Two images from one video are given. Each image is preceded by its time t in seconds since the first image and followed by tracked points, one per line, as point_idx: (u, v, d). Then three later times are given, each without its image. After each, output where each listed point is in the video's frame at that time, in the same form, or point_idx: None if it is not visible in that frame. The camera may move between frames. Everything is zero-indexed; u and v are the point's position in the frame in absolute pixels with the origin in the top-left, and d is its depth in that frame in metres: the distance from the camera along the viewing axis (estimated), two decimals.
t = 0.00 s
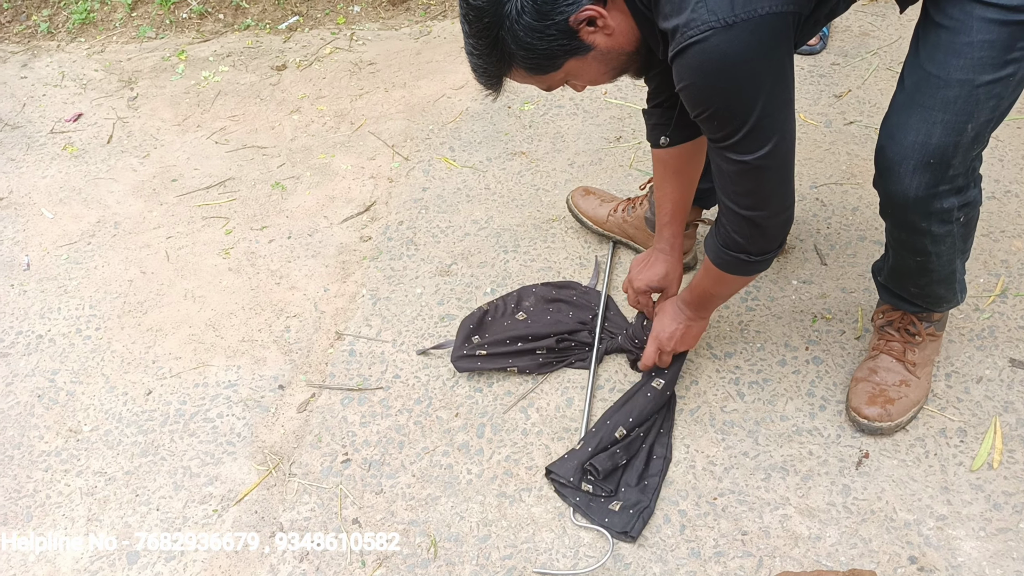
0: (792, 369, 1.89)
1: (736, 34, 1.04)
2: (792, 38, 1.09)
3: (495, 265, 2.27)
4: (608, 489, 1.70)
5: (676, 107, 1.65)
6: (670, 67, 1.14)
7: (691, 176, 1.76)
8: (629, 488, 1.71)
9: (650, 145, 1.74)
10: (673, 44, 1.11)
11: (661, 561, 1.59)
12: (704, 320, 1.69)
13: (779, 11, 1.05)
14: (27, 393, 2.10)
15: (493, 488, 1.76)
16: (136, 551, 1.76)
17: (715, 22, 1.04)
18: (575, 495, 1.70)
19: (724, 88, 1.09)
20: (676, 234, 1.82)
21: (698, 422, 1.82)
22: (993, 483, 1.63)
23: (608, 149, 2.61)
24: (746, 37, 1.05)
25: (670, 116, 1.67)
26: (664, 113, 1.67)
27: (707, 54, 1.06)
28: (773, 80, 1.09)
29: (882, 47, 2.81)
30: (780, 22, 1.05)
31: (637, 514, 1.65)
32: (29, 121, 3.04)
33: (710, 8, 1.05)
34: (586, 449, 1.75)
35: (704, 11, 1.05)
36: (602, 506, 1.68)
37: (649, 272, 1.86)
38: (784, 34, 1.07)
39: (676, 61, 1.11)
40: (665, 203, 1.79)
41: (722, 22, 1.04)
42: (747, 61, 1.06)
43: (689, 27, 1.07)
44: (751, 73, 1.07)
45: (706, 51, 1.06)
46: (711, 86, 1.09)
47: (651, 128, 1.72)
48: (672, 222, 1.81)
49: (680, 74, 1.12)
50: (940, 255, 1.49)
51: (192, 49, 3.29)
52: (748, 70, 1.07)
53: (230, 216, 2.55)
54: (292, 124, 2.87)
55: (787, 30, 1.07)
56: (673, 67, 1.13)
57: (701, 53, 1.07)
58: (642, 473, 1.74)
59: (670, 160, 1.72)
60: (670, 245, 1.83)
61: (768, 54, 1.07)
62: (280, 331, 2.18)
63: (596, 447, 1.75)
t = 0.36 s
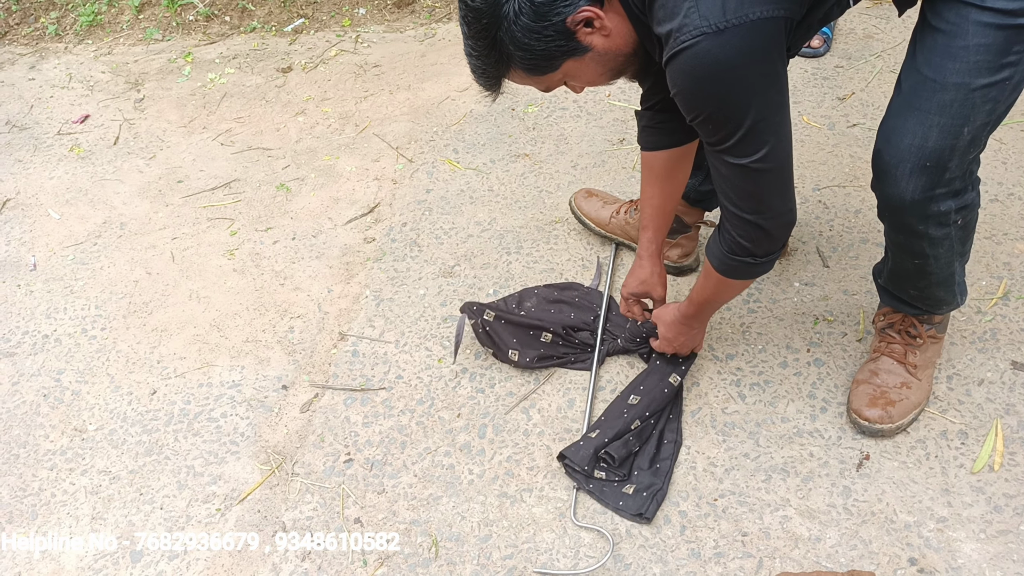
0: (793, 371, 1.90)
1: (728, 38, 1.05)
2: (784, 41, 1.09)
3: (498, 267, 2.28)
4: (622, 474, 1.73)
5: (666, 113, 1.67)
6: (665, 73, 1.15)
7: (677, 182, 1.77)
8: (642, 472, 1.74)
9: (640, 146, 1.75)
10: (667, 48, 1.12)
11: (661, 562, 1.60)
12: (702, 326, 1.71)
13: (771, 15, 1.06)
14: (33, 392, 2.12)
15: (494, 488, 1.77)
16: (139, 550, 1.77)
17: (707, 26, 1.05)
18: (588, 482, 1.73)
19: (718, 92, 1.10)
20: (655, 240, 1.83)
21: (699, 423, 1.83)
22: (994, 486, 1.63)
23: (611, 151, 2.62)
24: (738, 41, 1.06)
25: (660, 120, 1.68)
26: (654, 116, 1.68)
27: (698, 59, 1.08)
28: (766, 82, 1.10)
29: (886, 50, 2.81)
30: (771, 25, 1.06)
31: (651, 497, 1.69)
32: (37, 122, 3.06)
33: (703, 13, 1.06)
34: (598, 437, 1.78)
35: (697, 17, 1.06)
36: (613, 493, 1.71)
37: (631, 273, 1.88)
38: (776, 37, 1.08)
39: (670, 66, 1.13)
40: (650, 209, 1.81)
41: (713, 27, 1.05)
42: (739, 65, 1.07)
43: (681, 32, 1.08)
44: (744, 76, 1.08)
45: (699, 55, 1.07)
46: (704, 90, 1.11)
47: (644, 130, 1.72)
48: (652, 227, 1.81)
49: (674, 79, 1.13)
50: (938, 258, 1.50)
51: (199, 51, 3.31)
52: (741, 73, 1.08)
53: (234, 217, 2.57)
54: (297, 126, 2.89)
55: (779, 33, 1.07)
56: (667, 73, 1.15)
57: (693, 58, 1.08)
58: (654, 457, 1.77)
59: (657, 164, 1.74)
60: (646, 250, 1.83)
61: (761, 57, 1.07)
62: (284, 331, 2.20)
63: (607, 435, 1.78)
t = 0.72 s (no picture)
0: (779, 377, 1.90)
1: (701, 43, 1.06)
2: (758, 47, 1.10)
3: (485, 273, 2.28)
4: (618, 472, 1.75)
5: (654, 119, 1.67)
6: (640, 76, 1.16)
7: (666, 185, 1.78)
8: (637, 467, 1.76)
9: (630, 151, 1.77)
10: (642, 53, 1.13)
11: (646, 568, 1.60)
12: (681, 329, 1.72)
13: (745, 21, 1.07)
14: (18, 401, 2.11)
15: (480, 496, 1.77)
16: (124, 559, 1.76)
17: (682, 31, 1.06)
18: (585, 484, 1.74)
19: (692, 96, 1.11)
20: (646, 242, 1.85)
21: (684, 429, 1.83)
22: (977, 490, 1.63)
23: (599, 158, 2.62)
24: (712, 46, 1.07)
25: (648, 126, 1.69)
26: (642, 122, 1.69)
27: (673, 63, 1.08)
28: (740, 88, 1.11)
29: (872, 57, 2.83)
30: (745, 31, 1.07)
31: (650, 489, 1.71)
32: (24, 130, 3.06)
33: (677, 18, 1.07)
34: (589, 439, 1.80)
35: (671, 21, 1.07)
36: (610, 493, 1.72)
37: (620, 270, 1.92)
38: (750, 43, 1.09)
39: (644, 70, 1.13)
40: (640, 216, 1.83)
41: (688, 31, 1.06)
42: (714, 70, 1.08)
43: (656, 37, 1.09)
44: (718, 81, 1.09)
45: (673, 59, 1.08)
46: (679, 94, 1.11)
47: (632, 136, 1.73)
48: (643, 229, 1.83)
49: (648, 83, 1.14)
50: (918, 264, 1.51)
51: (188, 58, 3.31)
52: (714, 77, 1.09)
53: (222, 224, 2.57)
54: (286, 133, 2.89)
55: (752, 39, 1.08)
56: (642, 76, 1.15)
57: (667, 62, 1.09)
58: (647, 450, 1.79)
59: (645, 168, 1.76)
60: (636, 252, 1.86)
61: (735, 62, 1.08)
62: (271, 339, 2.19)
63: (597, 437, 1.81)
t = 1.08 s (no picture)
0: (775, 380, 1.90)
1: (694, 53, 1.07)
2: (750, 52, 1.11)
3: (480, 280, 2.28)
4: (624, 445, 1.81)
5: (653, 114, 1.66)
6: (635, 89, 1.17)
7: (666, 180, 1.76)
8: (643, 440, 1.82)
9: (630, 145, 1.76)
10: (637, 65, 1.13)
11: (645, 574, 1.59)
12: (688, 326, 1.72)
13: (735, 29, 1.07)
14: (13, 414, 2.10)
15: (478, 503, 1.76)
16: (121, 572, 1.75)
17: (674, 43, 1.07)
18: (592, 457, 1.80)
19: (688, 106, 1.12)
20: (646, 237, 1.83)
21: (682, 433, 1.83)
22: (975, 491, 1.63)
23: (593, 163, 2.63)
24: (704, 55, 1.07)
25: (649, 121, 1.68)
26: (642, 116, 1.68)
27: (667, 75, 1.09)
28: (735, 94, 1.12)
29: (863, 58, 2.83)
30: (736, 38, 1.08)
31: (656, 461, 1.76)
32: (17, 141, 3.05)
33: (668, 28, 1.07)
34: (597, 412, 1.86)
35: (663, 33, 1.07)
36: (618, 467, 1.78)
37: (622, 269, 1.88)
38: (741, 49, 1.09)
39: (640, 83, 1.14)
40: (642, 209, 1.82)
41: (680, 43, 1.06)
42: (708, 78, 1.08)
43: (648, 50, 1.09)
44: (712, 89, 1.10)
45: (666, 71, 1.09)
46: (676, 104, 1.12)
47: (632, 131, 1.73)
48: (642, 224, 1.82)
49: (645, 96, 1.15)
50: (911, 266, 1.52)
51: (180, 68, 3.31)
52: (709, 86, 1.09)
53: (216, 234, 2.56)
54: (279, 141, 2.89)
55: (743, 45, 1.09)
56: (637, 89, 1.16)
57: (661, 75, 1.09)
58: (652, 424, 1.85)
59: (645, 162, 1.74)
60: (636, 247, 1.83)
61: (728, 69, 1.09)
62: (267, 348, 2.18)
63: (604, 411, 1.86)
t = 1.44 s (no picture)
0: (778, 383, 1.89)
1: (697, 58, 1.06)
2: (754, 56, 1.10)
3: (481, 284, 2.27)
4: (627, 451, 1.79)
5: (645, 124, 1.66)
6: (637, 92, 1.16)
7: (660, 193, 1.77)
8: (646, 444, 1.81)
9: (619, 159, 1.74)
10: (640, 69, 1.13)
11: None
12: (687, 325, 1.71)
13: (739, 33, 1.06)
14: (12, 423, 2.09)
15: (480, 510, 1.75)
16: None
17: (677, 48, 1.06)
18: (596, 465, 1.78)
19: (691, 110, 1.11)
20: (636, 249, 1.82)
21: (684, 438, 1.82)
22: (980, 494, 1.62)
23: (592, 166, 2.62)
24: (708, 60, 1.06)
25: (639, 133, 1.68)
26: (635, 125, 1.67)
27: (670, 79, 1.08)
28: (738, 98, 1.11)
29: (863, 60, 2.83)
30: (740, 43, 1.07)
31: (661, 465, 1.76)
32: (15, 148, 3.04)
33: (671, 34, 1.06)
34: (597, 421, 1.82)
35: (666, 38, 1.07)
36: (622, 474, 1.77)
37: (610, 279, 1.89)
38: (745, 53, 1.08)
39: (642, 87, 1.13)
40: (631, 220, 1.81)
41: (684, 48, 1.06)
42: (711, 83, 1.08)
43: (651, 54, 1.09)
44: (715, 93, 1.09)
45: (669, 76, 1.08)
46: (678, 108, 1.11)
47: (621, 143, 1.71)
48: (634, 236, 1.81)
49: (647, 99, 1.14)
50: (915, 269, 1.51)
51: (178, 73, 3.30)
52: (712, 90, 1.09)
53: (215, 240, 2.55)
54: (278, 147, 2.88)
55: (747, 49, 1.08)
56: (639, 92, 1.15)
57: (663, 79, 1.09)
58: (653, 427, 1.84)
59: (638, 174, 1.73)
60: (626, 260, 1.83)
61: (732, 74, 1.08)
62: (267, 355, 2.17)
63: (605, 419, 1.83)
